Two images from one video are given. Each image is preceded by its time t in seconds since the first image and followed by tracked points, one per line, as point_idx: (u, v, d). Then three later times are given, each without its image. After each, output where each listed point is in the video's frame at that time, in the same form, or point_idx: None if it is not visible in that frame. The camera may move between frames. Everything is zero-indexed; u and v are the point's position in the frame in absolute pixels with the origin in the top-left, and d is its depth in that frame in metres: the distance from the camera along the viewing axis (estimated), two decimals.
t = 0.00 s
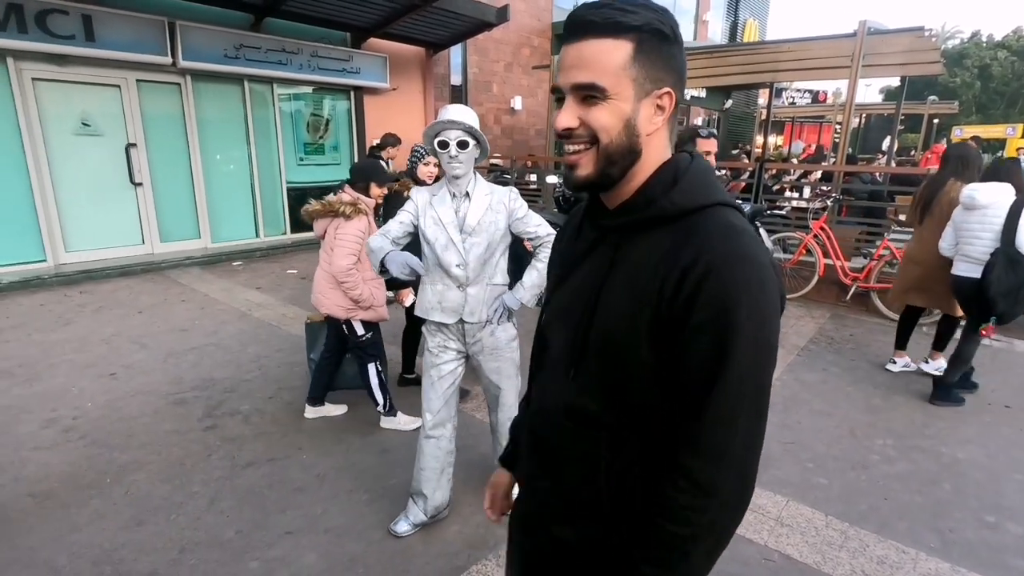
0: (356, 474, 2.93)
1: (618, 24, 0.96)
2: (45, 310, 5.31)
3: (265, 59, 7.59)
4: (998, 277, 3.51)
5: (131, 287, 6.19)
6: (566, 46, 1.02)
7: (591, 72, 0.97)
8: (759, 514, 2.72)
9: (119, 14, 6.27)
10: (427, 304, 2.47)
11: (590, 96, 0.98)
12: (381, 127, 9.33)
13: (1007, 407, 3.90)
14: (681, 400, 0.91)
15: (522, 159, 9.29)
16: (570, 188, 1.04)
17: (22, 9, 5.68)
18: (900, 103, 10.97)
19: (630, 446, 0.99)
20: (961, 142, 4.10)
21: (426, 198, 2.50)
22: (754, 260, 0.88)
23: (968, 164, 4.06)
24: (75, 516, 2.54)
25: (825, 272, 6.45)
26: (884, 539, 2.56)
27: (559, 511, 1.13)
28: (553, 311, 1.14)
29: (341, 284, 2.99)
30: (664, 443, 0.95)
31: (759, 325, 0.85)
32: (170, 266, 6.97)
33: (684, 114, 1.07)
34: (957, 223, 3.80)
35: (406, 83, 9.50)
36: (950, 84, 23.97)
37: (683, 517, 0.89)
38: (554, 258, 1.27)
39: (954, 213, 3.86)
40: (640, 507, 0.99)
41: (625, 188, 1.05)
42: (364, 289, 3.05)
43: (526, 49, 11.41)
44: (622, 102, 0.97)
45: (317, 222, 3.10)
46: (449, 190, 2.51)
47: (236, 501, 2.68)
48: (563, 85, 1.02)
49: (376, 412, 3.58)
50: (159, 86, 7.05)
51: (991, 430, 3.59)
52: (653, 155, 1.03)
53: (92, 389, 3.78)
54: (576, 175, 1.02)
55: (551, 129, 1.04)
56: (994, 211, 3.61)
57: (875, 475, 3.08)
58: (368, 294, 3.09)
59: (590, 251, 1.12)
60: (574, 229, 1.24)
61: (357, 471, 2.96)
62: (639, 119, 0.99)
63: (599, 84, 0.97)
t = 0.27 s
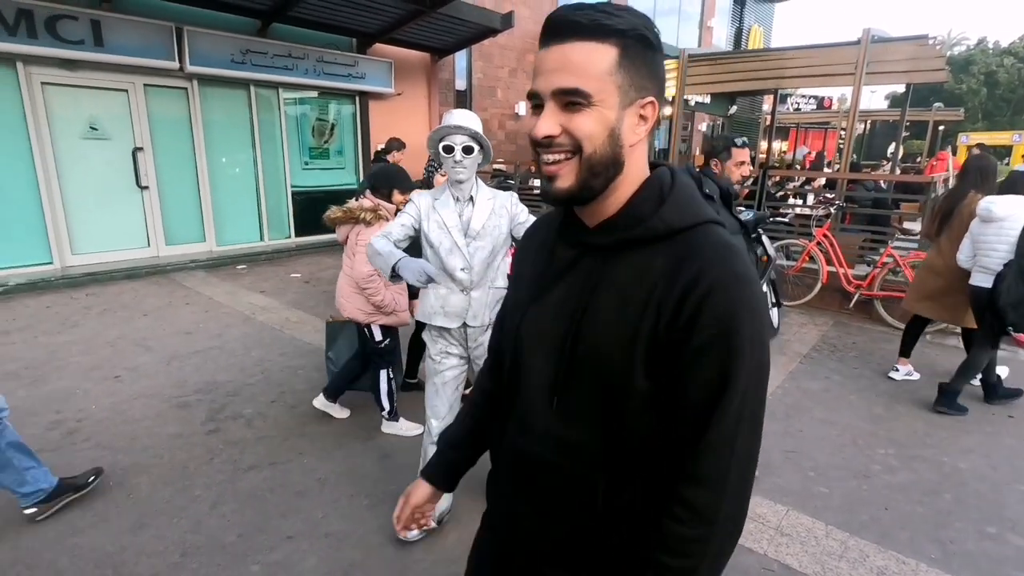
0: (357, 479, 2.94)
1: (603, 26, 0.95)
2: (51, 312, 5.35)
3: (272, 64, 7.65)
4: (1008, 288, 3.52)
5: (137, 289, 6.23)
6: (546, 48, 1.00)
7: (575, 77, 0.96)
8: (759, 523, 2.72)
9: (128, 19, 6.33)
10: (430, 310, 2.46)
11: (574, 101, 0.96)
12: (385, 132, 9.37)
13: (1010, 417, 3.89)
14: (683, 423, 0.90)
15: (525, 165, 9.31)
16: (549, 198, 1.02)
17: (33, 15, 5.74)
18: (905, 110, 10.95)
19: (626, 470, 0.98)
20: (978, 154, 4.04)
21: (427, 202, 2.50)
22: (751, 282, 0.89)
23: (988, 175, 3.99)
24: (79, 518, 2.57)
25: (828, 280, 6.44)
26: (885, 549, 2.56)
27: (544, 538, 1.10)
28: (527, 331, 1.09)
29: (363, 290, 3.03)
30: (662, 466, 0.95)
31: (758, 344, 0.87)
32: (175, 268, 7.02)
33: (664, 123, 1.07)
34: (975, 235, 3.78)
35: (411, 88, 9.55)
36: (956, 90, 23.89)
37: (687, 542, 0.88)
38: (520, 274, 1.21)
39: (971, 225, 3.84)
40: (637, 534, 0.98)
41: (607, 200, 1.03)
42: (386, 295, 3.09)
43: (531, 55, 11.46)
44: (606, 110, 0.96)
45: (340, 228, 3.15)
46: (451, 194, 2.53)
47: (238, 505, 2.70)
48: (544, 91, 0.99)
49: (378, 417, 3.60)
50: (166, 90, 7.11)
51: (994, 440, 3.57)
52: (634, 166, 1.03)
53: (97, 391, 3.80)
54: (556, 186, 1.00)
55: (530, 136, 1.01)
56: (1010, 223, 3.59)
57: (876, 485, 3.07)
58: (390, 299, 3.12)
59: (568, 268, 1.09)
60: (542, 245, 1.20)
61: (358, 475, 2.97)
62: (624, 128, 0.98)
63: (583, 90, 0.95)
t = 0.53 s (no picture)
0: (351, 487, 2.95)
1: (551, 40, 0.94)
2: (50, 317, 5.37)
3: (274, 73, 7.72)
4: (1015, 298, 3.59)
5: (136, 295, 6.25)
6: (493, 61, 0.98)
7: (524, 94, 0.94)
8: (754, 533, 2.72)
9: (132, 28, 6.40)
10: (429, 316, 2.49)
11: (525, 119, 0.95)
12: (386, 140, 9.41)
13: (1006, 428, 3.88)
14: (656, 448, 0.93)
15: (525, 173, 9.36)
16: (503, 221, 1.00)
17: (37, 23, 5.80)
18: (904, 121, 11.00)
19: (596, 497, 0.98)
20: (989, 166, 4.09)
21: (427, 209, 2.51)
22: (716, 306, 0.94)
23: (1002, 187, 4.06)
24: (74, 524, 2.57)
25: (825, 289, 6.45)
26: (879, 560, 2.55)
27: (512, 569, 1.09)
28: (486, 355, 1.08)
29: (374, 299, 3.04)
30: (636, 489, 0.98)
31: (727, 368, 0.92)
32: (174, 274, 7.04)
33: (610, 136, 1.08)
34: (985, 246, 3.84)
35: (412, 97, 9.62)
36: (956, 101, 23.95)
37: (668, 567, 0.92)
38: (466, 293, 1.19)
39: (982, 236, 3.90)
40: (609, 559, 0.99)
41: (561, 220, 1.03)
42: (395, 305, 3.06)
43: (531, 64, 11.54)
44: (557, 127, 0.95)
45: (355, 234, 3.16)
46: (450, 201, 2.54)
47: (232, 512, 2.70)
48: (492, 110, 0.97)
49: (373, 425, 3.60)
50: (168, 97, 7.17)
51: (990, 451, 3.57)
52: (586, 182, 1.03)
53: (95, 397, 3.81)
54: (510, 208, 0.98)
55: (479, 156, 0.98)
56: (1018, 234, 3.64)
57: (871, 496, 3.07)
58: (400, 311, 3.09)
59: (521, 289, 1.09)
60: (486, 261, 1.19)
61: (352, 484, 2.98)
62: (575, 146, 0.98)
63: (533, 108, 0.94)
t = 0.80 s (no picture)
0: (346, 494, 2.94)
1: (473, 48, 0.94)
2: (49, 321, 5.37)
3: (276, 79, 7.77)
4: None
5: (135, 300, 6.26)
6: (410, 71, 0.98)
7: (446, 106, 0.94)
8: (750, 543, 2.71)
9: (136, 35, 6.46)
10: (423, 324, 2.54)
11: (451, 133, 0.95)
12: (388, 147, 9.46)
13: (1005, 438, 3.87)
14: (604, 465, 0.95)
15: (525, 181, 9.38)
16: (432, 240, 1.00)
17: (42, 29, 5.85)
18: (904, 131, 11.03)
19: (552, 517, 1.01)
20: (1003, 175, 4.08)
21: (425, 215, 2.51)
22: (655, 320, 0.97)
23: (1015, 196, 4.08)
24: (68, 529, 2.57)
25: (825, 298, 6.45)
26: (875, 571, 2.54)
27: None
28: (426, 381, 1.09)
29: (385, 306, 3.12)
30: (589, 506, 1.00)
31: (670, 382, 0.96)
32: (174, 279, 7.06)
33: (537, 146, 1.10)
34: (998, 252, 3.95)
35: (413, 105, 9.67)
36: (957, 112, 23.98)
37: None
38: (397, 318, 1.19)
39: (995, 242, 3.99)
40: (566, 575, 1.02)
41: (493, 237, 1.04)
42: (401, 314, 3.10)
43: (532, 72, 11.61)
44: (483, 139, 0.96)
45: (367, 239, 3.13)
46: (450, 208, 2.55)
47: (226, 518, 2.70)
48: (413, 124, 0.97)
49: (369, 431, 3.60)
50: (171, 103, 7.21)
51: (988, 461, 3.56)
52: (517, 196, 1.04)
53: (92, 401, 3.81)
54: (439, 225, 0.98)
55: (402, 173, 0.98)
56: None
57: (868, 506, 3.06)
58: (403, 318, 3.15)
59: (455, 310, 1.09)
60: (415, 281, 1.19)
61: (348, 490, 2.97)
62: (503, 158, 0.99)
63: (457, 120, 0.94)
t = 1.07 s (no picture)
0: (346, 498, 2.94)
1: (396, 54, 0.95)
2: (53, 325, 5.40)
3: (280, 85, 7.94)
4: None
5: (139, 304, 6.29)
6: (325, 77, 0.96)
7: (368, 112, 0.94)
8: (751, 549, 2.70)
9: (142, 40, 6.57)
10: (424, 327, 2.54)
11: (374, 142, 0.95)
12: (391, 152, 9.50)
13: (1009, 445, 3.84)
14: (541, 483, 0.96)
15: (528, 186, 9.39)
16: (356, 254, 0.98)
17: (48, 35, 5.93)
18: (907, 135, 11.01)
19: (492, 538, 1.01)
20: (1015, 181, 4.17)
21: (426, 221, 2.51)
22: (577, 330, 0.97)
23: None
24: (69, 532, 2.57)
25: (827, 303, 6.43)
26: None
27: None
28: (352, 411, 1.06)
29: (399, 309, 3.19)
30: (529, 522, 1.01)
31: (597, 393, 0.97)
32: (177, 284, 7.08)
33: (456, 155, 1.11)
34: (1016, 257, 3.91)
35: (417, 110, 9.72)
36: (961, 117, 23.91)
37: None
38: (321, 346, 1.17)
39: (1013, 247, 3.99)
40: None
41: (416, 251, 1.02)
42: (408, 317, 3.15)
43: (535, 78, 11.65)
44: (409, 147, 0.96)
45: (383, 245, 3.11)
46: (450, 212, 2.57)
47: (227, 522, 2.70)
48: (334, 132, 0.96)
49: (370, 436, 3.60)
50: (175, 109, 7.26)
51: (992, 468, 3.53)
52: (440, 206, 1.05)
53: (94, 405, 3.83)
54: (365, 238, 0.96)
55: (323, 185, 0.96)
56: None
57: (870, 512, 3.04)
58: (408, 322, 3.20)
59: (378, 331, 1.08)
60: (337, 304, 1.18)
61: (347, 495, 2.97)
62: (428, 167, 0.99)
63: (382, 127, 0.94)
